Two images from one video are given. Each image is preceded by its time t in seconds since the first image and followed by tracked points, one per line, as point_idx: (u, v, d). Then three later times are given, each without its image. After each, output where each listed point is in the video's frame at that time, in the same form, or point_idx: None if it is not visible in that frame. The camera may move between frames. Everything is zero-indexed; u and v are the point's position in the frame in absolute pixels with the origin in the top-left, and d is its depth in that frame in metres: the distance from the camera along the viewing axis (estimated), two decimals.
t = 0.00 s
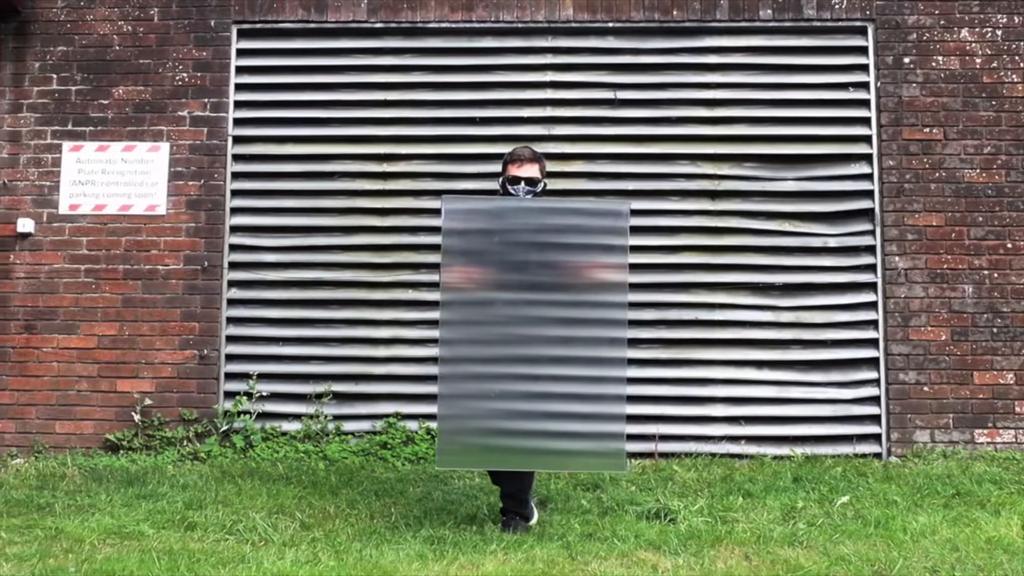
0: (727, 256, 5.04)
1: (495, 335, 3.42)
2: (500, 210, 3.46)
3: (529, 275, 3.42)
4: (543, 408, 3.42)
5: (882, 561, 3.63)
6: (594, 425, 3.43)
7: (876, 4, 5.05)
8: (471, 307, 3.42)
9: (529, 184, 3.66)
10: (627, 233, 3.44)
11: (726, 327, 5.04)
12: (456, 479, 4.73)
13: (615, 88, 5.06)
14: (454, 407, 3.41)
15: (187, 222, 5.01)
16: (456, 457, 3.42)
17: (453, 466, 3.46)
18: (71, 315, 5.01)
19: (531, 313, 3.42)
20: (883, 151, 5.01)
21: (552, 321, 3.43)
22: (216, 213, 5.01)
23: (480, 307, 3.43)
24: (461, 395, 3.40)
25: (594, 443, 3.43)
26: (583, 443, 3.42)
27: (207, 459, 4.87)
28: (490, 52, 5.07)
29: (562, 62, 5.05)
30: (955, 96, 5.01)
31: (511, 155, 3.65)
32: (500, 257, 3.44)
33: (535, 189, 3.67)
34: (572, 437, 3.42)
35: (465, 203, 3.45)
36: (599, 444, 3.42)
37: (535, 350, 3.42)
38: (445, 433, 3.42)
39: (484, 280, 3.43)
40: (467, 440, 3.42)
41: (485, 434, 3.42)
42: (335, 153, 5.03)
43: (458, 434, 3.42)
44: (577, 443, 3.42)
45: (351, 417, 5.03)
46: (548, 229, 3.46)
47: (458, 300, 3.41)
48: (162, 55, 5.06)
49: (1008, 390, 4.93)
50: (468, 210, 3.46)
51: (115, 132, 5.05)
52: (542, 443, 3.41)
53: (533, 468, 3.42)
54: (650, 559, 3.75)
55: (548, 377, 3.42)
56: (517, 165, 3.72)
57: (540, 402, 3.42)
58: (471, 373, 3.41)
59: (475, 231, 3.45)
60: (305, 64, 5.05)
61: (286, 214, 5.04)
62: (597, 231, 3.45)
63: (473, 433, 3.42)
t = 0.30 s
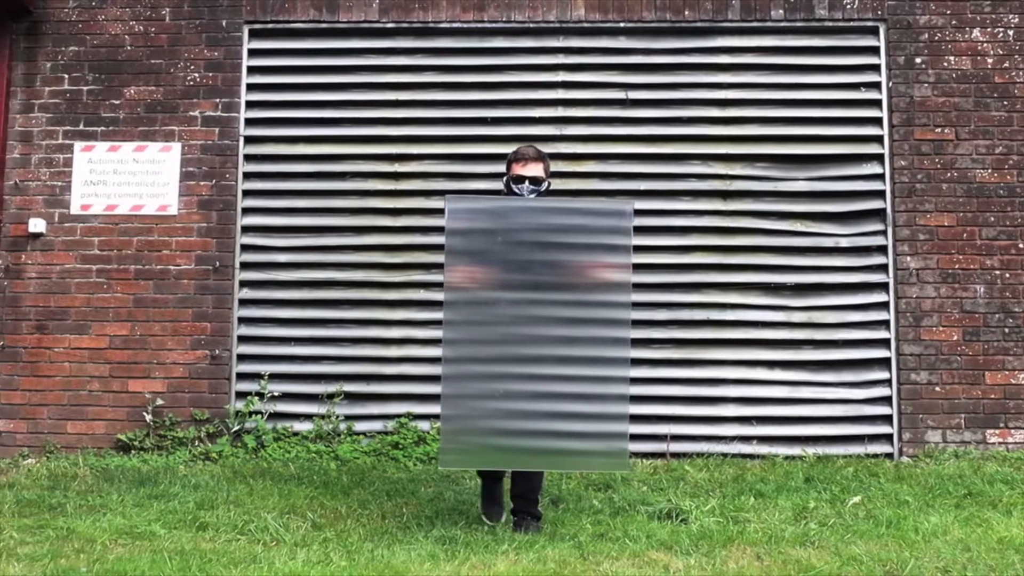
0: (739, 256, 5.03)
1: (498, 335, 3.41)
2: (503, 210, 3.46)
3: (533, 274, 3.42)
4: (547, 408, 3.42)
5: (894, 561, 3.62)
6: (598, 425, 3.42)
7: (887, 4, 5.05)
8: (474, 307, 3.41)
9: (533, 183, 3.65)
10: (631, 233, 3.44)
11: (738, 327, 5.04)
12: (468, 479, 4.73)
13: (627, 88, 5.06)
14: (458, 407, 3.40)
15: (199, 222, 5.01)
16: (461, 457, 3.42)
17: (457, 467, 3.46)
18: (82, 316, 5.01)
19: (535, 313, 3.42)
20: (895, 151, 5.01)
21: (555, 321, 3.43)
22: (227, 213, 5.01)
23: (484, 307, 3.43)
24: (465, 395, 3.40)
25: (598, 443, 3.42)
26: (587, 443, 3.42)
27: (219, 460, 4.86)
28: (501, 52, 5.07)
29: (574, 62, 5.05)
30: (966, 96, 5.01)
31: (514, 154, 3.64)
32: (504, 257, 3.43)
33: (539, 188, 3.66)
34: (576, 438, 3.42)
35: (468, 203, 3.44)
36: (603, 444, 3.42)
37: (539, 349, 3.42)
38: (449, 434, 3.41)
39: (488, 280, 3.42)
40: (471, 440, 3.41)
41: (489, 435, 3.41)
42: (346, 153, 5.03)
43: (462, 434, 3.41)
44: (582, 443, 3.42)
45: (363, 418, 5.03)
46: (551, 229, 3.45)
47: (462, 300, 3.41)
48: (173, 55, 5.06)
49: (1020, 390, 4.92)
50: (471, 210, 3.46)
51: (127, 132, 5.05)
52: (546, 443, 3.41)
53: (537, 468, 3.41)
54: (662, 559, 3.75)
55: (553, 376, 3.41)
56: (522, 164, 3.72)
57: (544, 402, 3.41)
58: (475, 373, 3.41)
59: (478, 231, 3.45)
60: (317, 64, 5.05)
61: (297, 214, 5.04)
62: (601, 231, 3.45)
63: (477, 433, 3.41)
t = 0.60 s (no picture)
0: (750, 256, 5.03)
1: (502, 334, 3.42)
2: (507, 209, 3.46)
3: (536, 275, 3.42)
4: (551, 408, 3.42)
5: (905, 561, 3.62)
6: (602, 425, 3.42)
7: (898, 4, 5.05)
8: (478, 307, 3.42)
9: (538, 181, 3.63)
10: (634, 233, 3.43)
11: (749, 328, 5.04)
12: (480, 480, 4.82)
13: (638, 89, 5.06)
14: (461, 407, 3.41)
15: (210, 222, 5.01)
16: (464, 457, 3.42)
17: (461, 466, 3.47)
18: (93, 315, 5.01)
19: (538, 313, 3.42)
20: (906, 151, 5.01)
21: (558, 321, 3.43)
22: (238, 213, 5.01)
23: (487, 307, 3.43)
24: (470, 394, 3.41)
25: (602, 443, 3.42)
26: (591, 443, 3.42)
27: (230, 460, 4.86)
28: (513, 52, 5.07)
29: (585, 62, 5.05)
30: (978, 96, 5.01)
31: (519, 153, 3.62)
32: (507, 257, 3.43)
33: (544, 186, 3.64)
34: (579, 437, 3.42)
35: (472, 203, 3.45)
36: (607, 444, 3.41)
37: (542, 349, 3.42)
38: (452, 433, 3.42)
39: (492, 279, 3.43)
40: (475, 440, 3.42)
41: (492, 434, 3.42)
42: (358, 153, 5.03)
43: (466, 434, 3.42)
44: (585, 443, 3.42)
45: (374, 418, 5.03)
46: (554, 229, 3.45)
47: (465, 300, 3.42)
48: (184, 55, 5.06)
49: None
50: (474, 210, 3.46)
51: (138, 132, 5.05)
52: (550, 443, 3.41)
53: (540, 468, 3.41)
54: (673, 559, 3.75)
55: (556, 376, 3.41)
56: (525, 163, 3.70)
57: (547, 402, 3.41)
58: (479, 373, 3.41)
59: (482, 231, 3.45)
60: (328, 64, 5.05)
61: (308, 214, 5.04)
62: (604, 231, 3.45)
63: (480, 433, 3.42)
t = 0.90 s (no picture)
0: (762, 256, 5.03)
1: (506, 335, 3.41)
2: (512, 209, 3.46)
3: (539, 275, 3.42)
4: (553, 408, 3.42)
5: (917, 561, 3.62)
6: (605, 425, 3.43)
7: (911, 4, 5.05)
8: (482, 307, 3.41)
9: (543, 181, 3.62)
10: (637, 233, 3.44)
11: (762, 327, 5.04)
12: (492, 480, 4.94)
13: (651, 89, 5.06)
14: (465, 407, 3.40)
15: (223, 222, 5.01)
16: (467, 457, 3.42)
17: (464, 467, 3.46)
18: (106, 315, 5.01)
19: (540, 313, 3.42)
20: (919, 151, 5.01)
21: (561, 321, 3.43)
22: (251, 213, 5.01)
23: (491, 307, 3.43)
24: (473, 395, 3.40)
25: (604, 443, 3.43)
26: (595, 443, 3.43)
27: (243, 460, 4.86)
28: (525, 52, 5.07)
29: (598, 62, 5.05)
30: (990, 96, 5.00)
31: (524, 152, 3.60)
32: (512, 257, 3.43)
33: (549, 185, 3.63)
34: (583, 437, 3.43)
35: (477, 202, 3.44)
36: (610, 444, 3.43)
37: (545, 349, 3.42)
38: (455, 433, 3.42)
39: (495, 280, 3.43)
40: (478, 440, 3.42)
41: (496, 435, 3.42)
42: (371, 154, 5.03)
43: (469, 434, 3.42)
44: (589, 442, 3.43)
45: (387, 418, 5.03)
46: (558, 229, 3.46)
47: (469, 300, 3.41)
48: (197, 55, 5.06)
49: None
50: (479, 210, 3.46)
51: (151, 132, 5.05)
52: (553, 443, 3.42)
53: (544, 468, 3.42)
54: (686, 559, 3.75)
55: (559, 377, 3.42)
56: (529, 162, 3.67)
57: (551, 402, 3.41)
58: (483, 372, 3.41)
59: (485, 231, 3.45)
60: (341, 64, 5.05)
61: (321, 214, 5.04)
62: (608, 231, 3.46)
63: (484, 433, 3.42)
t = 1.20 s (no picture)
0: (774, 256, 5.03)
1: (508, 335, 3.40)
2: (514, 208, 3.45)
3: (542, 275, 3.41)
4: (554, 408, 3.43)
5: (929, 561, 3.62)
6: (606, 425, 3.44)
7: (922, 4, 5.05)
8: (484, 307, 3.40)
9: (545, 180, 3.62)
10: (640, 233, 3.43)
11: (773, 328, 5.03)
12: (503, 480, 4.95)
13: (662, 89, 5.06)
14: (466, 407, 3.40)
15: (234, 222, 5.01)
16: (469, 458, 3.41)
17: (465, 466, 3.45)
18: (117, 315, 5.01)
19: (542, 314, 3.41)
20: (930, 151, 5.00)
21: (563, 321, 3.43)
22: (263, 213, 5.01)
23: (493, 307, 3.42)
24: (476, 395, 3.40)
25: (605, 443, 3.44)
26: (596, 443, 3.44)
27: (254, 460, 4.85)
28: (537, 52, 5.07)
29: (609, 62, 5.05)
30: (1002, 96, 5.00)
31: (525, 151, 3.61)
32: (513, 257, 3.42)
33: (551, 185, 3.63)
34: (583, 438, 3.43)
35: (479, 201, 3.43)
36: (612, 444, 3.43)
37: (547, 349, 3.42)
38: (457, 433, 3.41)
39: (497, 279, 3.41)
40: (480, 440, 3.41)
41: (497, 434, 3.42)
42: (382, 154, 5.03)
43: (471, 435, 3.41)
44: (590, 443, 3.44)
45: (398, 418, 5.03)
46: (559, 229, 3.45)
47: (471, 300, 3.39)
48: (208, 55, 5.05)
49: None
50: (481, 209, 3.44)
51: (162, 132, 5.04)
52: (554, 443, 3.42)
53: (545, 468, 3.42)
54: (697, 559, 3.75)
55: (560, 377, 3.42)
56: (531, 161, 3.68)
57: (552, 402, 3.41)
58: (484, 373, 3.40)
59: (487, 231, 3.43)
60: (352, 64, 5.05)
61: (332, 214, 5.04)
62: (610, 231, 3.45)
63: (486, 433, 3.41)
